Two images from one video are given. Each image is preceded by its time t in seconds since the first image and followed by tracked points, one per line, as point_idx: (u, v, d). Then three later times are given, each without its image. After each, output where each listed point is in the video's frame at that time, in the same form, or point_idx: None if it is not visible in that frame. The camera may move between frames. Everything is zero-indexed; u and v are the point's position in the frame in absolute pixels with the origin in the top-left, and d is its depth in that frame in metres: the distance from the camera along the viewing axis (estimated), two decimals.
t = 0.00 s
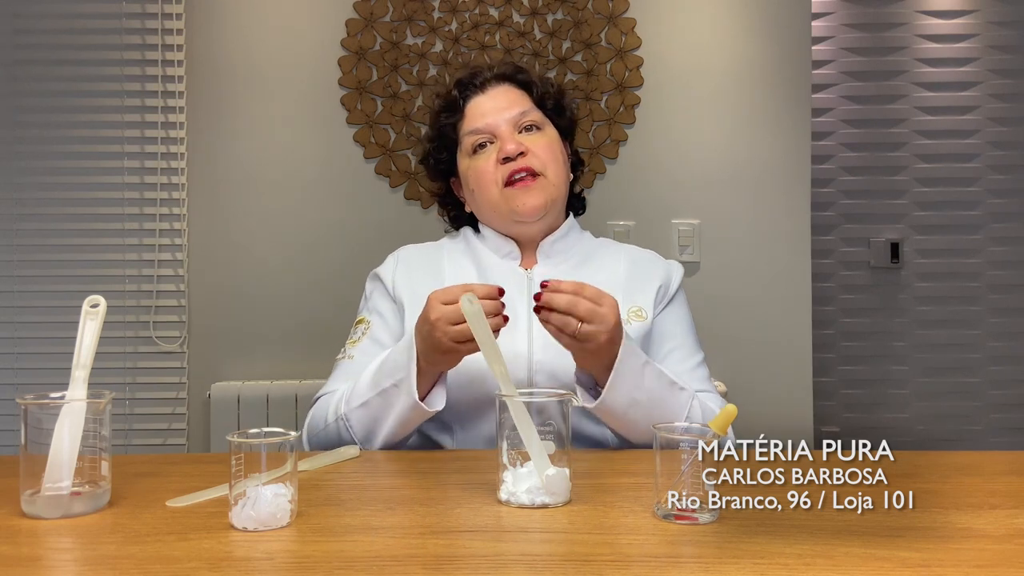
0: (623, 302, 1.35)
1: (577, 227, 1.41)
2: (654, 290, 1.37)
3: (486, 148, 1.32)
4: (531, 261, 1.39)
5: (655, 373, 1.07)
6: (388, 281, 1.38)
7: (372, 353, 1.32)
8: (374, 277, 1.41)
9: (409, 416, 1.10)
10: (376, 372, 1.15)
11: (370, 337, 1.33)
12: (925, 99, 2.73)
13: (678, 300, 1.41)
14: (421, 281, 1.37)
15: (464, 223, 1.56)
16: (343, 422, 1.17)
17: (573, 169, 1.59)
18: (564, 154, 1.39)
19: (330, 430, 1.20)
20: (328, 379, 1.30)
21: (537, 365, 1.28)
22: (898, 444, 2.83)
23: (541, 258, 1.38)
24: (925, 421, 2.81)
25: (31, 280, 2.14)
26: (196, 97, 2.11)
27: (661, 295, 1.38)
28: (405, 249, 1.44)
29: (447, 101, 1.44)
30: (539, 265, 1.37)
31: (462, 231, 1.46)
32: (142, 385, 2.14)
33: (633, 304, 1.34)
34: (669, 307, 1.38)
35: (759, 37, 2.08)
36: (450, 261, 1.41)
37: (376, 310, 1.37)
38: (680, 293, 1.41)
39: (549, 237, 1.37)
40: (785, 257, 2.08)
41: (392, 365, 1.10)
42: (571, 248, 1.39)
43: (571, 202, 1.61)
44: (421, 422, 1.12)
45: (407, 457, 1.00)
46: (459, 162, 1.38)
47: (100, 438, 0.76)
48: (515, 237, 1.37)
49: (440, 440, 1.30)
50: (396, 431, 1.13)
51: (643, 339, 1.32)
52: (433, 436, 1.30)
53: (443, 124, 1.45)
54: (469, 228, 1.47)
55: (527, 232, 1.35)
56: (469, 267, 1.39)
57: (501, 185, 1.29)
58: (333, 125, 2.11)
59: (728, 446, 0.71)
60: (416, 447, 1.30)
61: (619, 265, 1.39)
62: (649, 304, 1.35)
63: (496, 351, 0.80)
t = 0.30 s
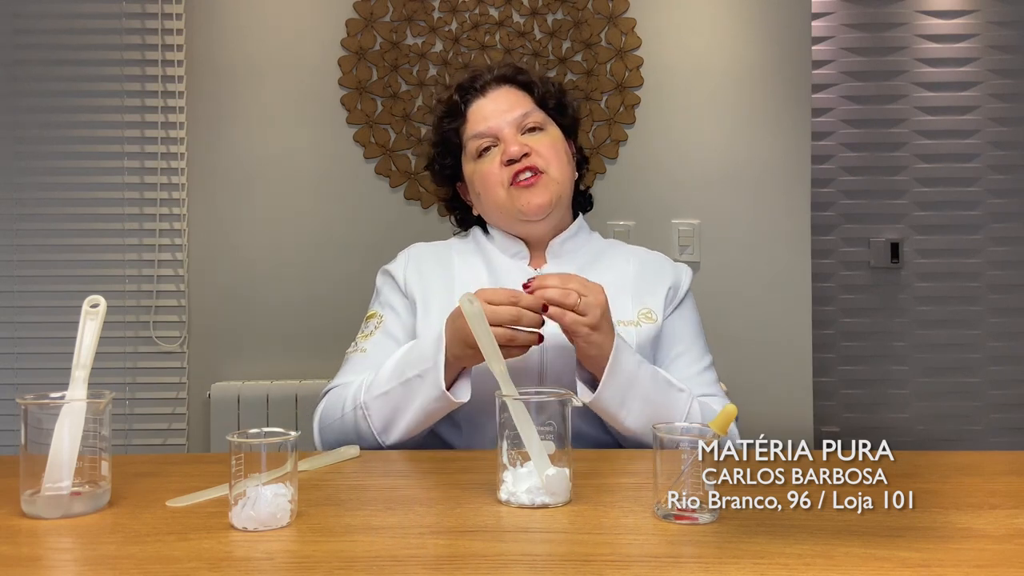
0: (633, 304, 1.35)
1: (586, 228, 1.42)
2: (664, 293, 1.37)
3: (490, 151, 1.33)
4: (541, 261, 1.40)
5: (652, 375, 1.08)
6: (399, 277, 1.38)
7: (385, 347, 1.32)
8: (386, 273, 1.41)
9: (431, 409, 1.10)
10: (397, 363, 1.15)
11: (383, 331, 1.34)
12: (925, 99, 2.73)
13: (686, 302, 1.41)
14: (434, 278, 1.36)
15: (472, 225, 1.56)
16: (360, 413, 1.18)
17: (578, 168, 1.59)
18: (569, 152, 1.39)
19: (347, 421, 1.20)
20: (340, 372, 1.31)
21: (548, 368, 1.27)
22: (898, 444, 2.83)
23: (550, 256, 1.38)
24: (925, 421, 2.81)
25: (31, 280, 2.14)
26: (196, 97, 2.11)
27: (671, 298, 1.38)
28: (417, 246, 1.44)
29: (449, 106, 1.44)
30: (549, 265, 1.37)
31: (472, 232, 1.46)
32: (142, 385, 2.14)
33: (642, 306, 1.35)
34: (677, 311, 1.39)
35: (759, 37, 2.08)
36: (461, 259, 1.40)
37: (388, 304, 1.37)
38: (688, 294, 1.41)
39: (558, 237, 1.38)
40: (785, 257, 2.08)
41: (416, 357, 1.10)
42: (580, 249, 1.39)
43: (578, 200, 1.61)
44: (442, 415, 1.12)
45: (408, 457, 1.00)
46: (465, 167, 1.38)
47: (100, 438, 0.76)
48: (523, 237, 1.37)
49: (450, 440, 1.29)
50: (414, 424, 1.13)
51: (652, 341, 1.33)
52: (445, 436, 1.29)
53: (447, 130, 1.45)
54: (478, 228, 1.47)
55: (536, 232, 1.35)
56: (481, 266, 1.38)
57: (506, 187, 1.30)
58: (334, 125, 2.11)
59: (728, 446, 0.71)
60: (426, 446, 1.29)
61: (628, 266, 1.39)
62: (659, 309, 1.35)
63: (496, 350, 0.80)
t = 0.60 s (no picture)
0: (641, 307, 1.35)
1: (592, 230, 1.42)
2: (672, 296, 1.37)
3: (501, 154, 1.33)
4: (547, 263, 1.40)
5: (658, 409, 1.13)
6: (405, 277, 1.38)
7: (392, 345, 1.32)
8: (390, 271, 1.41)
9: (449, 408, 1.11)
10: (412, 363, 1.15)
11: (390, 330, 1.34)
12: (925, 99, 2.73)
13: (693, 310, 1.41)
14: (440, 275, 1.37)
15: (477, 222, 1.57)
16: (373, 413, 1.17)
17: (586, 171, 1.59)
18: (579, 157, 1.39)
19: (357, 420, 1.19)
20: (345, 370, 1.30)
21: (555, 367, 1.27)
22: (898, 444, 2.83)
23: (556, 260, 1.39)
24: (925, 421, 2.80)
25: (31, 280, 2.14)
26: (196, 97, 2.11)
27: (678, 306, 1.38)
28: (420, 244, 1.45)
29: (462, 104, 1.43)
30: (555, 267, 1.38)
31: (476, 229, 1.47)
32: (141, 384, 2.14)
33: (651, 310, 1.35)
34: (684, 317, 1.39)
35: (758, 37, 2.08)
36: (466, 257, 1.40)
37: (393, 303, 1.37)
38: (694, 301, 1.41)
39: (565, 240, 1.38)
40: (785, 257, 2.08)
41: (435, 356, 1.11)
42: (586, 250, 1.39)
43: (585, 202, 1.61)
44: (459, 415, 1.13)
45: (408, 457, 1.00)
46: (474, 167, 1.38)
47: (101, 438, 0.76)
48: (530, 241, 1.38)
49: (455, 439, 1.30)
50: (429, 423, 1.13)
51: (658, 346, 1.32)
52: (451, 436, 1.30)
53: (459, 127, 1.44)
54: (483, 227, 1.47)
55: (542, 237, 1.36)
56: (484, 264, 1.39)
57: (516, 193, 1.30)
58: (334, 125, 2.11)
59: (728, 446, 0.71)
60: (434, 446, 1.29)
61: (634, 268, 1.39)
62: (667, 318, 1.35)
63: (496, 350, 0.80)
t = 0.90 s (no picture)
0: (643, 309, 1.35)
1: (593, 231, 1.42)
2: (672, 297, 1.37)
3: (506, 156, 1.34)
4: (547, 267, 1.41)
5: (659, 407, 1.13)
6: (409, 279, 1.37)
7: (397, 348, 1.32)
8: (394, 273, 1.40)
9: (474, 435, 1.12)
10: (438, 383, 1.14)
11: (394, 333, 1.33)
12: (925, 99, 2.73)
13: (693, 311, 1.42)
14: (445, 278, 1.37)
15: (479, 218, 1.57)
16: (391, 429, 1.16)
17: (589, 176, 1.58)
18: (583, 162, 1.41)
19: (371, 432, 1.18)
20: (349, 373, 1.29)
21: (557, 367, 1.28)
22: (898, 444, 2.83)
23: (557, 264, 1.40)
24: (925, 421, 2.80)
25: (31, 280, 2.14)
26: (196, 97, 2.11)
27: (678, 307, 1.39)
28: (424, 246, 1.44)
29: (473, 100, 1.41)
30: (556, 270, 1.39)
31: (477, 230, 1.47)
32: (142, 384, 2.14)
33: (652, 311, 1.35)
34: (685, 318, 1.40)
35: (758, 37, 2.08)
36: (468, 259, 1.40)
37: (397, 304, 1.37)
38: (695, 302, 1.42)
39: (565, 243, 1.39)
40: (785, 257, 2.08)
41: (469, 384, 1.11)
42: (586, 253, 1.40)
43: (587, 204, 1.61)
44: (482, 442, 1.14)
45: (409, 457, 1.00)
46: (478, 164, 1.39)
47: (100, 438, 0.76)
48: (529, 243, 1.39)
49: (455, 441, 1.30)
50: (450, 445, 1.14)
51: (660, 348, 1.32)
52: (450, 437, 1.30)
53: (466, 123, 1.42)
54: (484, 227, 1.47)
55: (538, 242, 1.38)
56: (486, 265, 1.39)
57: (517, 197, 1.33)
58: (334, 125, 2.11)
59: (728, 446, 0.71)
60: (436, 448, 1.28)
61: (634, 270, 1.40)
62: (667, 319, 1.35)
63: (496, 350, 0.79)
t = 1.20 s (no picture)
0: (640, 308, 1.35)
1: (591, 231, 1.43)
2: (668, 296, 1.37)
3: (503, 156, 1.34)
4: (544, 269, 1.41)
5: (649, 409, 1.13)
6: (407, 281, 1.37)
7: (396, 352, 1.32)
8: (393, 275, 1.40)
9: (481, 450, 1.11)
10: (443, 398, 1.13)
11: (393, 336, 1.33)
12: (925, 99, 2.73)
13: (690, 308, 1.41)
14: (444, 282, 1.37)
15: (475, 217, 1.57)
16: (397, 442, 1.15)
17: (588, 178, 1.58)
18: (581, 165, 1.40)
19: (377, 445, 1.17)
20: (348, 377, 1.28)
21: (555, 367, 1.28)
22: (898, 444, 2.83)
23: (553, 266, 1.40)
24: (925, 421, 2.80)
25: (31, 280, 2.14)
26: (196, 97, 2.11)
27: (674, 306, 1.39)
28: (423, 248, 1.43)
29: (469, 99, 1.41)
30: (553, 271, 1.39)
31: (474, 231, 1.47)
32: (142, 384, 2.14)
33: (649, 311, 1.35)
34: (681, 315, 1.39)
35: (757, 37, 2.08)
36: (466, 261, 1.40)
37: (395, 307, 1.36)
38: (692, 300, 1.41)
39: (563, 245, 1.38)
40: (785, 257, 2.08)
41: (475, 400, 1.09)
42: (583, 254, 1.40)
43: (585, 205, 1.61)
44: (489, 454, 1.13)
45: (409, 457, 0.99)
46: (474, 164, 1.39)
47: (100, 438, 0.76)
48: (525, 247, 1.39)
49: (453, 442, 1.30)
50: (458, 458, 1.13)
51: (655, 347, 1.32)
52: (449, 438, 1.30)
53: (462, 123, 1.42)
54: (480, 227, 1.48)
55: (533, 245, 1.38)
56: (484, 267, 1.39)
57: (513, 199, 1.32)
58: (334, 125, 2.11)
59: (728, 446, 0.71)
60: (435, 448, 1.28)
61: (631, 269, 1.40)
62: (663, 318, 1.35)
63: (497, 350, 0.79)
